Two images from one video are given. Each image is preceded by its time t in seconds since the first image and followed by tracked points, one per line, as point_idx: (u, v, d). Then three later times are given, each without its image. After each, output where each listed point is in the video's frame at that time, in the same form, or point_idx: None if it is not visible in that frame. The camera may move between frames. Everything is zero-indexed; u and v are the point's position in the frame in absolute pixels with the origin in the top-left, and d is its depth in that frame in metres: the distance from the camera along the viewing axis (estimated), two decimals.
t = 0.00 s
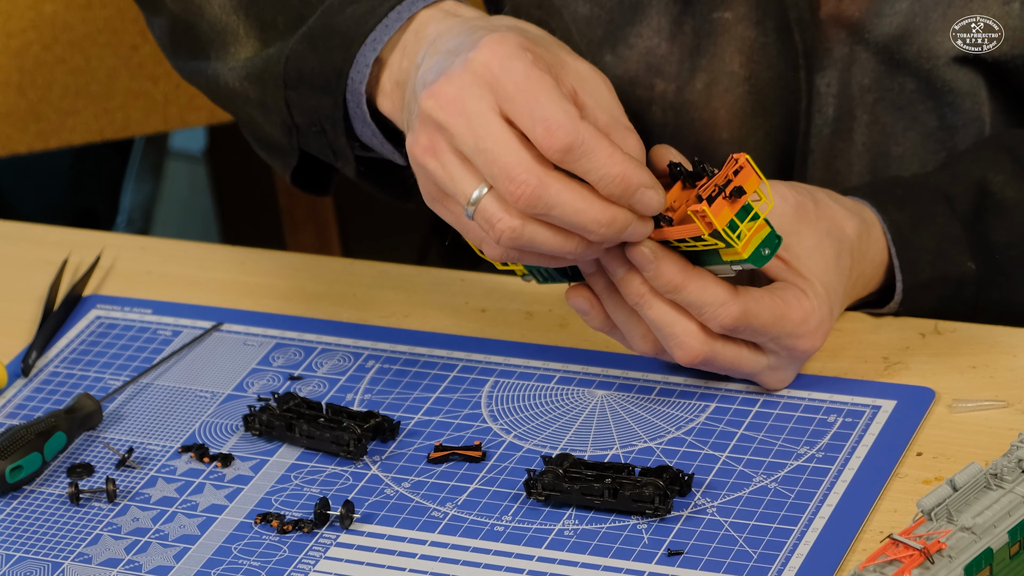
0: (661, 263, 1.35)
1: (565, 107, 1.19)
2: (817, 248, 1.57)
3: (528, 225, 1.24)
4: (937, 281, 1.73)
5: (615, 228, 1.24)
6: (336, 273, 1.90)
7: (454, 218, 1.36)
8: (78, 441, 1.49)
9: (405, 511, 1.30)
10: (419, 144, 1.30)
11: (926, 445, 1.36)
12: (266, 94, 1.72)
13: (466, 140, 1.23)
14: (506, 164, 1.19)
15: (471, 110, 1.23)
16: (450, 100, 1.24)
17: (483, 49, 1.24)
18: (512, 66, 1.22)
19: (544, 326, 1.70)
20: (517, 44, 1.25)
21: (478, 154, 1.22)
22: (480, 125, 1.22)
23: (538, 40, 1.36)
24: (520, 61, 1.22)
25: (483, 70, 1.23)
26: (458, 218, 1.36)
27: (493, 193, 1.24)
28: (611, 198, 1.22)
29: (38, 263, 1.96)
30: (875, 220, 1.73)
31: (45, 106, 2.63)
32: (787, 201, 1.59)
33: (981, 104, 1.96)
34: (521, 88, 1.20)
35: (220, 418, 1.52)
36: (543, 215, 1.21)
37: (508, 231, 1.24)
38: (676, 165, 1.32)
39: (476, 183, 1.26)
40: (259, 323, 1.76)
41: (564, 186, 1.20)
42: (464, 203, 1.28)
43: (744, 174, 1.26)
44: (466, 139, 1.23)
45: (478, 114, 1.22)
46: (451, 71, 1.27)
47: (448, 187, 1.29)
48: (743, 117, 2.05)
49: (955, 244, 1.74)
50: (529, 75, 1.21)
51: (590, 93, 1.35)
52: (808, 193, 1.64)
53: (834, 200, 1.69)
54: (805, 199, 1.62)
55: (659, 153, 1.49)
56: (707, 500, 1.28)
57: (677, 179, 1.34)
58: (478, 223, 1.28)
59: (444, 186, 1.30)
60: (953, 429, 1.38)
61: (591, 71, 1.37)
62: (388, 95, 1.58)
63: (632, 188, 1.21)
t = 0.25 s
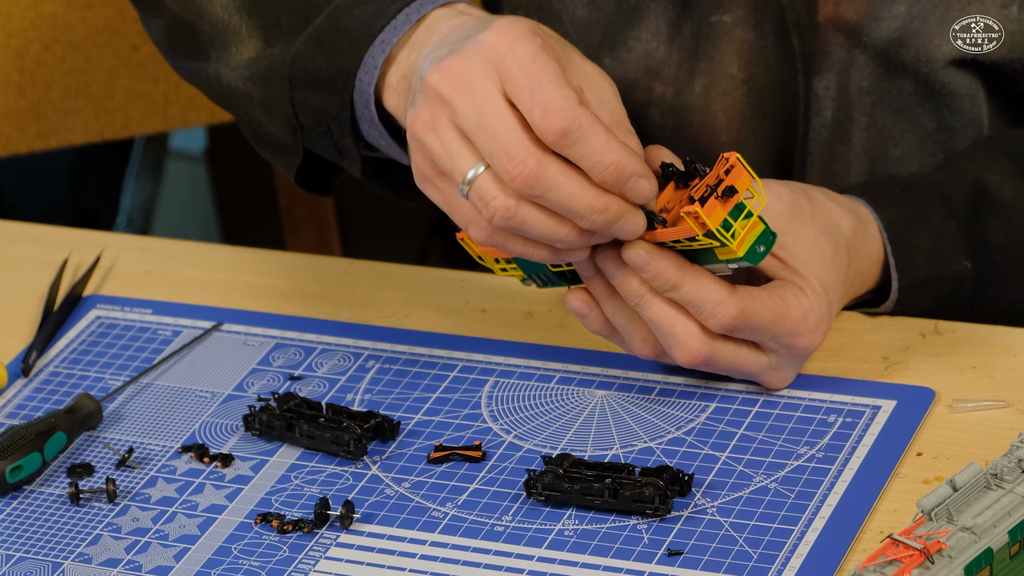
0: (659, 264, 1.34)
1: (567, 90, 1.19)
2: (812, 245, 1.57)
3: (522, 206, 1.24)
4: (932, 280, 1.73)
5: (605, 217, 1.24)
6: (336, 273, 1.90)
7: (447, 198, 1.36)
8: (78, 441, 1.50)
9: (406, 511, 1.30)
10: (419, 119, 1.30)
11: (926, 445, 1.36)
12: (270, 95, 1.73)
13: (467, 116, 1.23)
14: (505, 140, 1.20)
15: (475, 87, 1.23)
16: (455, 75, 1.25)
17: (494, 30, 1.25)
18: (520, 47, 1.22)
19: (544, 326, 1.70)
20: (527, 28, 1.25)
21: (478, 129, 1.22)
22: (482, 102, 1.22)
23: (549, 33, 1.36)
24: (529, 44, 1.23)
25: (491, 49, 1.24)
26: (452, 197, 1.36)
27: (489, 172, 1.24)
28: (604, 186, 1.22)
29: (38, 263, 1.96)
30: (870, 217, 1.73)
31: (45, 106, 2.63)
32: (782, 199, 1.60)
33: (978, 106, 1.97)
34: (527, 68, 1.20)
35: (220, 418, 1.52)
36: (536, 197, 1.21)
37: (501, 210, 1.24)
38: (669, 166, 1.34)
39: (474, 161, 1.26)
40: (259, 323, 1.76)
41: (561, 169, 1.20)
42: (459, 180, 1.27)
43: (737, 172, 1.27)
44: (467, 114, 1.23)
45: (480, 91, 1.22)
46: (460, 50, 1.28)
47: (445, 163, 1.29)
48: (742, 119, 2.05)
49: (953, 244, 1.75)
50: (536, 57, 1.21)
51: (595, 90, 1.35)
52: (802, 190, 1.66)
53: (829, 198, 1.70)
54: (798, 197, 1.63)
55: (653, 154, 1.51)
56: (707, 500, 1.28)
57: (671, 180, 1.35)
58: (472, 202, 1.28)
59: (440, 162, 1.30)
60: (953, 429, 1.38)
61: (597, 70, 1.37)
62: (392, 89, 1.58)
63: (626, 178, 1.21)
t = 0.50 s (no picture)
0: (655, 264, 1.34)
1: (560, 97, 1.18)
2: (810, 243, 1.57)
3: (516, 210, 1.24)
4: (930, 279, 1.73)
5: (600, 219, 1.24)
6: (336, 273, 1.90)
7: (437, 195, 1.36)
8: (78, 441, 1.50)
9: (405, 511, 1.30)
10: (409, 121, 1.29)
11: (926, 445, 1.36)
12: (251, 77, 1.73)
13: (460, 122, 1.22)
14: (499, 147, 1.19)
15: (466, 92, 1.22)
16: (446, 80, 1.24)
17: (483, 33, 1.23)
18: (512, 52, 1.21)
19: (544, 326, 1.70)
20: (517, 31, 1.24)
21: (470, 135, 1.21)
22: (474, 107, 1.21)
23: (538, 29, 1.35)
24: (519, 49, 1.21)
25: (482, 54, 1.22)
26: (444, 196, 1.35)
27: (483, 175, 1.24)
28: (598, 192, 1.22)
29: (38, 263, 1.96)
30: (866, 215, 1.73)
31: (45, 106, 2.63)
32: (777, 197, 1.60)
33: (976, 106, 1.97)
34: (519, 75, 1.19)
35: (220, 418, 1.52)
36: (531, 202, 1.21)
37: (497, 213, 1.24)
38: (660, 166, 1.33)
39: (467, 163, 1.26)
40: (259, 323, 1.76)
41: (555, 175, 1.20)
42: (453, 182, 1.27)
43: (727, 170, 1.26)
44: (459, 120, 1.22)
45: (472, 97, 1.21)
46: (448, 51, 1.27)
47: (436, 164, 1.29)
48: (740, 120, 2.04)
49: (952, 244, 1.75)
50: (528, 64, 1.20)
51: (585, 88, 1.35)
52: (798, 188, 1.65)
53: (825, 196, 1.70)
54: (794, 194, 1.62)
55: (645, 155, 1.50)
56: (707, 500, 1.28)
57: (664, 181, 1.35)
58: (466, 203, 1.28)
59: (432, 163, 1.30)
60: (952, 429, 1.38)
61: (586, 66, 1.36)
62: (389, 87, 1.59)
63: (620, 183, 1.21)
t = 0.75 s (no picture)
0: (653, 260, 1.35)
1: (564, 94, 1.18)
2: (810, 240, 1.57)
3: (518, 205, 1.24)
4: (928, 279, 1.73)
5: (600, 216, 1.25)
6: (336, 273, 1.90)
7: (436, 189, 1.36)
8: (78, 441, 1.49)
9: (406, 511, 1.30)
10: (411, 115, 1.29)
11: (926, 445, 1.36)
12: (243, 70, 1.72)
13: (463, 116, 1.22)
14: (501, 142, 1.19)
15: (470, 86, 1.22)
16: (449, 74, 1.24)
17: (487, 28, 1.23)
18: (516, 48, 1.21)
19: (544, 326, 1.70)
20: (522, 27, 1.24)
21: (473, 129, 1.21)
22: (477, 102, 1.21)
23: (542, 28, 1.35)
24: (523, 46, 1.21)
25: (487, 49, 1.22)
26: (444, 190, 1.35)
27: (485, 169, 1.24)
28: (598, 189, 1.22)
29: (38, 262, 1.96)
30: (865, 214, 1.73)
31: (45, 106, 2.63)
32: (777, 195, 1.59)
33: (975, 107, 1.97)
34: (523, 70, 1.19)
35: (221, 418, 1.52)
36: (533, 197, 1.21)
37: (498, 207, 1.24)
38: (658, 164, 1.34)
39: (468, 157, 1.25)
40: (259, 323, 1.76)
41: (557, 171, 1.20)
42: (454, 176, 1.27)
43: (726, 169, 1.26)
44: (462, 114, 1.22)
45: (475, 91, 1.21)
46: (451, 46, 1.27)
47: (437, 158, 1.28)
48: (739, 121, 2.05)
49: (951, 245, 1.75)
50: (532, 60, 1.20)
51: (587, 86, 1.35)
52: (799, 186, 1.65)
53: (824, 195, 1.70)
54: (795, 192, 1.62)
55: (644, 154, 1.51)
56: (707, 500, 1.28)
57: (663, 180, 1.36)
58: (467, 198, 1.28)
59: (433, 157, 1.29)
60: (952, 429, 1.38)
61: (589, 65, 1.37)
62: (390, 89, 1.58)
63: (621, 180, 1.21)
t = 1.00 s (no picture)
0: (651, 256, 1.35)
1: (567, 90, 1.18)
2: (808, 236, 1.57)
3: (517, 198, 1.24)
4: (926, 277, 1.73)
5: (598, 213, 1.24)
6: (336, 273, 1.90)
7: (435, 180, 1.35)
8: (78, 441, 1.49)
9: (406, 511, 1.30)
10: (413, 105, 1.29)
11: (926, 445, 1.36)
12: (238, 59, 1.72)
13: (465, 108, 1.22)
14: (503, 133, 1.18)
15: (473, 77, 1.22)
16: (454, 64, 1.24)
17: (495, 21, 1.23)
18: (521, 43, 1.21)
19: (544, 326, 1.70)
20: (528, 23, 1.24)
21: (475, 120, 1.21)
22: (480, 93, 1.21)
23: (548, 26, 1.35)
24: (529, 40, 1.21)
25: (493, 42, 1.22)
26: (442, 183, 1.35)
27: (486, 161, 1.23)
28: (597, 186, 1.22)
29: (38, 262, 1.96)
30: (864, 212, 1.73)
31: (45, 106, 2.63)
32: (773, 189, 1.60)
33: (973, 106, 1.97)
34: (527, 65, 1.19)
35: (221, 418, 1.52)
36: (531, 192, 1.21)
37: (497, 199, 1.24)
38: (653, 162, 1.34)
39: (469, 148, 1.25)
40: (260, 323, 1.76)
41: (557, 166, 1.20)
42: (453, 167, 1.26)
43: (720, 162, 1.27)
44: (465, 105, 1.22)
45: (479, 83, 1.21)
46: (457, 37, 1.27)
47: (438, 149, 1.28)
48: (737, 121, 2.05)
49: (950, 244, 1.75)
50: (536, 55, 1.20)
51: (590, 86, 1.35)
52: (796, 182, 1.65)
53: (823, 191, 1.70)
54: (793, 188, 1.62)
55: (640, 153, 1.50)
56: (707, 500, 1.28)
57: (658, 177, 1.35)
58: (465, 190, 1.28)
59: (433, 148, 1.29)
60: (952, 429, 1.38)
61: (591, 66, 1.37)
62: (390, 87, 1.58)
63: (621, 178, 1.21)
